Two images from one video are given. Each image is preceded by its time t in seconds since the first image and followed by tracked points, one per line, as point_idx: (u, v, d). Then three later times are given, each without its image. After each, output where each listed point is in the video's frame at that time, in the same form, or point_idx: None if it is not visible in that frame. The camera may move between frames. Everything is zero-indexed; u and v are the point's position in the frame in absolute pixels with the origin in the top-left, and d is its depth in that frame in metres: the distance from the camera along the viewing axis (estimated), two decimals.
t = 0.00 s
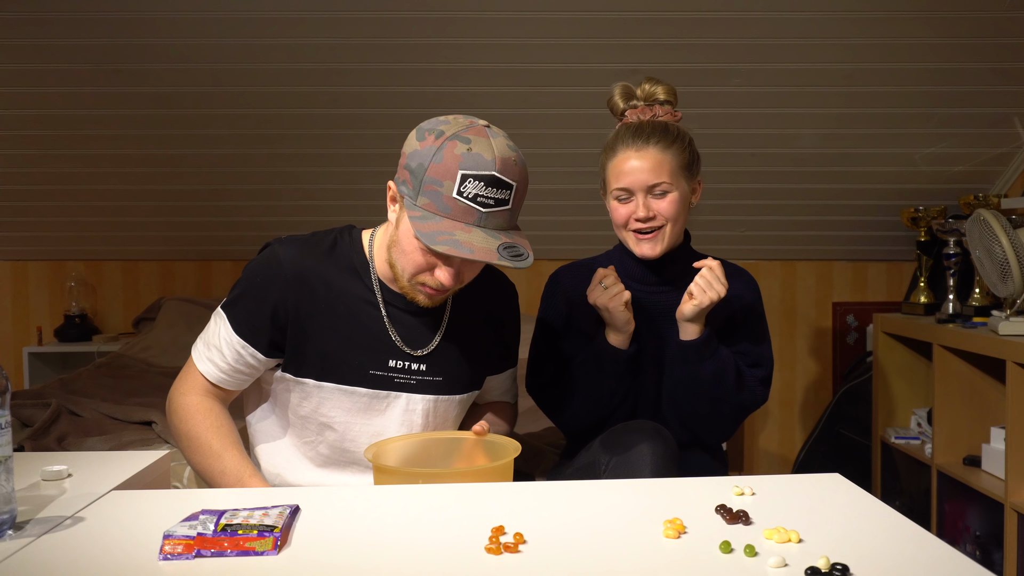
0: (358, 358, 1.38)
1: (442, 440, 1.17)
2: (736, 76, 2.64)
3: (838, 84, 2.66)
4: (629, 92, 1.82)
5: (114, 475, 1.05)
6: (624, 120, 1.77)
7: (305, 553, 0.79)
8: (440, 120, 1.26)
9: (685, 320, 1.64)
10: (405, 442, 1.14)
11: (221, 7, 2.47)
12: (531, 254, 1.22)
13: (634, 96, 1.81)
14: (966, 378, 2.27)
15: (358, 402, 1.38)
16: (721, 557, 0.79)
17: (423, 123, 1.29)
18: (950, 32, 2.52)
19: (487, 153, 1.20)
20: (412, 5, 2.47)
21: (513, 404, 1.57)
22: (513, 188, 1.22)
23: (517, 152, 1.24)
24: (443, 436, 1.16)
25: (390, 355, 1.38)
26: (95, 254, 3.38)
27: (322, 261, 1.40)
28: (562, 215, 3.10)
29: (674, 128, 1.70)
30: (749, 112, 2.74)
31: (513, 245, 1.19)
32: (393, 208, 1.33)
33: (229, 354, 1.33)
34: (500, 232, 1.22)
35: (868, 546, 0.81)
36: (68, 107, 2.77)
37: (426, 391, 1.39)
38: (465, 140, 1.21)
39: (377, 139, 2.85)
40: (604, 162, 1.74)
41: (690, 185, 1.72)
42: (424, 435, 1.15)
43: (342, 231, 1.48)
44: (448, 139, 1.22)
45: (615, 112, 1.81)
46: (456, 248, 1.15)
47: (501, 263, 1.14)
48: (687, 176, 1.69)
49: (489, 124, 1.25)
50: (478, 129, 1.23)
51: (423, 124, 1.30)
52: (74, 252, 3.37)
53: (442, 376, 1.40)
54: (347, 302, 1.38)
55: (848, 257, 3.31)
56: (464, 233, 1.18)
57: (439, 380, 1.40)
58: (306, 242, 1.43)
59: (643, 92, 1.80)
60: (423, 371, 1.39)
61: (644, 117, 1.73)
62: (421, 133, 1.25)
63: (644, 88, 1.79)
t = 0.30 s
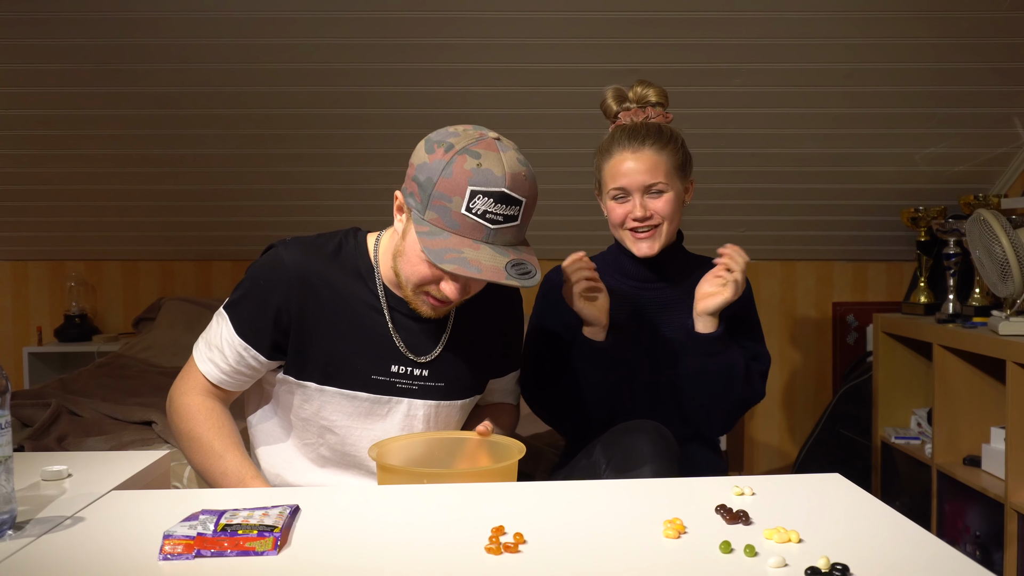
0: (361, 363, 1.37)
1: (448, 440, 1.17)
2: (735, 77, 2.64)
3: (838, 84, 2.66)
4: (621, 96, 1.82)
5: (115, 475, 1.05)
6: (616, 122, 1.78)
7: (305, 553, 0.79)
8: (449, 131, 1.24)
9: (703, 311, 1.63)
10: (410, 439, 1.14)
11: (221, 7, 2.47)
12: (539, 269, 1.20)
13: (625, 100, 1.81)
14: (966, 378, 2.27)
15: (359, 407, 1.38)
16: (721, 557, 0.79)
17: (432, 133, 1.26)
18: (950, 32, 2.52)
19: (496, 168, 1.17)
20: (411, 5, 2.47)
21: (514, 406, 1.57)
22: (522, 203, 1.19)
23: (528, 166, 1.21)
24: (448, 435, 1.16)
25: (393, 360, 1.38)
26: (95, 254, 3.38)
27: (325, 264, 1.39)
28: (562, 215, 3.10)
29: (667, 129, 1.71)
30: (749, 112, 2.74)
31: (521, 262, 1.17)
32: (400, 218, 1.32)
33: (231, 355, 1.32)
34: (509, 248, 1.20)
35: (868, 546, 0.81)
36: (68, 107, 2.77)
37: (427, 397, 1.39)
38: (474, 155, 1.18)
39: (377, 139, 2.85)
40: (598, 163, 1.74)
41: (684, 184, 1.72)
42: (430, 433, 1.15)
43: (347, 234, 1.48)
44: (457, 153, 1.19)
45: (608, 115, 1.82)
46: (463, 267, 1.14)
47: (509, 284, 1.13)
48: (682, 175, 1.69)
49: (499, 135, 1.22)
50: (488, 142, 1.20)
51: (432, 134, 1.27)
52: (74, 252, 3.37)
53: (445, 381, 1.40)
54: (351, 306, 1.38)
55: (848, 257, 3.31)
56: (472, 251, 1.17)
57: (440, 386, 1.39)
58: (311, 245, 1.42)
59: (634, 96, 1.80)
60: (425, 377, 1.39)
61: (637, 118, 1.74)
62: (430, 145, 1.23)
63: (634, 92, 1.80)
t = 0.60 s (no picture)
0: (365, 367, 1.38)
1: (451, 439, 1.17)
2: (735, 76, 2.64)
3: (838, 84, 2.66)
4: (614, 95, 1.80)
5: (115, 475, 1.05)
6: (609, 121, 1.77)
7: (305, 553, 0.79)
8: (462, 146, 1.21)
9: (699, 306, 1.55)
10: (413, 438, 1.14)
11: (221, 7, 2.47)
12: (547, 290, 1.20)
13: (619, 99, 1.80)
14: (966, 378, 2.27)
15: (362, 411, 1.38)
16: (721, 557, 0.79)
17: (443, 146, 1.23)
18: (949, 33, 2.52)
19: (509, 191, 1.15)
20: (411, 5, 2.47)
21: (518, 407, 1.56)
22: (533, 225, 1.18)
23: (540, 186, 1.19)
24: (450, 434, 1.16)
25: (397, 365, 1.38)
26: (95, 254, 3.38)
27: (330, 267, 1.39)
28: (562, 216, 3.10)
29: (659, 128, 1.72)
30: (749, 112, 2.74)
31: (530, 284, 1.17)
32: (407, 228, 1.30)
33: (233, 355, 1.31)
34: (517, 269, 1.19)
35: (867, 546, 0.81)
36: (68, 106, 2.77)
37: (431, 402, 1.39)
38: (487, 176, 1.16)
39: (378, 139, 2.84)
40: (592, 159, 1.74)
41: (676, 181, 1.73)
42: (432, 432, 1.15)
43: (353, 236, 1.47)
44: (470, 173, 1.16)
45: (601, 115, 1.80)
46: (472, 292, 1.13)
47: (517, 310, 1.13)
48: (675, 172, 1.71)
49: (512, 153, 1.20)
50: (501, 161, 1.18)
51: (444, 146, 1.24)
52: (74, 252, 3.37)
53: (448, 387, 1.40)
54: (356, 311, 1.38)
55: (847, 257, 3.31)
56: (481, 273, 1.16)
57: (444, 391, 1.40)
58: (316, 246, 1.41)
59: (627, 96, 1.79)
60: (429, 382, 1.39)
61: (631, 119, 1.73)
62: (442, 161, 1.20)
63: (628, 93, 1.78)
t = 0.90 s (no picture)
0: (367, 374, 1.38)
1: (456, 432, 1.17)
2: (735, 76, 2.64)
3: (838, 84, 2.66)
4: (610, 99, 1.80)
5: (115, 475, 1.05)
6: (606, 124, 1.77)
7: (305, 553, 0.79)
8: (473, 166, 1.17)
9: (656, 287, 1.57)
10: (418, 432, 1.14)
11: (221, 7, 2.47)
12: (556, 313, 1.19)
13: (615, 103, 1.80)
14: (966, 377, 2.27)
15: (364, 416, 1.39)
16: (721, 557, 0.79)
17: (452, 163, 1.20)
18: (950, 32, 2.52)
19: (520, 217, 1.12)
20: (411, 5, 2.47)
21: (523, 407, 1.56)
22: (544, 249, 1.15)
23: (552, 208, 1.16)
24: (457, 428, 1.16)
25: (399, 372, 1.38)
26: (94, 253, 3.38)
27: (335, 272, 1.37)
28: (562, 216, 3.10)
29: (657, 130, 1.73)
30: (749, 113, 2.74)
31: (539, 308, 1.15)
32: (414, 246, 1.28)
33: (235, 358, 1.31)
34: (526, 292, 1.17)
35: (867, 546, 0.81)
36: (68, 106, 2.77)
37: (433, 409, 1.39)
38: (499, 200, 1.13)
39: (378, 139, 2.84)
40: (591, 159, 1.74)
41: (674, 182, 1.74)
42: (437, 426, 1.15)
43: (360, 240, 1.46)
44: (481, 197, 1.13)
45: (599, 118, 1.80)
46: (481, 320, 1.11)
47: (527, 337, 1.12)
48: (672, 172, 1.72)
49: (524, 173, 1.16)
50: (513, 183, 1.14)
51: (453, 164, 1.20)
52: (74, 252, 3.37)
53: (451, 393, 1.40)
54: (360, 318, 1.37)
55: (848, 257, 3.31)
56: (490, 299, 1.13)
57: (446, 398, 1.40)
58: (322, 250, 1.40)
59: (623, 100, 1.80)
60: (431, 389, 1.39)
61: (629, 121, 1.73)
62: (452, 181, 1.17)
63: (625, 97, 1.78)
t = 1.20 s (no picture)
0: (369, 379, 1.38)
1: (461, 421, 1.17)
2: (736, 76, 2.64)
3: (839, 84, 2.66)
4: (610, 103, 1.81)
5: (115, 475, 1.05)
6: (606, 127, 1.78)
7: (305, 553, 0.79)
8: (477, 174, 1.17)
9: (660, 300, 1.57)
10: (422, 422, 1.14)
11: (220, 6, 2.47)
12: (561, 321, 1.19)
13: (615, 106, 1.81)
14: (965, 378, 2.27)
15: (365, 421, 1.40)
16: (721, 556, 0.79)
17: (455, 172, 1.19)
18: (950, 32, 2.52)
19: (525, 226, 1.12)
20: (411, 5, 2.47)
21: (526, 405, 1.55)
22: (548, 258, 1.15)
23: (556, 216, 1.16)
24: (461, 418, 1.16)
25: (401, 377, 1.39)
26: (94, 253, 3.38)
27: (337, 277, 1.36)
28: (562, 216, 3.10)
29: (657, 131, 1.73)
30: (749, 112, 2.74)
31: (544, 317, 1.16)
32: (417, 253, 1.28)
33: (235, 360, 1.32)
34: (530, 301, 1.17)
35: (867, 546, 0.81)
36: (68, 106, 2.77)
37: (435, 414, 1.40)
38: (503, 210, 1.13)
39: (377, 139, 2.84)
40: (592, 161, 1.74)
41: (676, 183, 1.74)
42: (441, 415, 1.15)
43: (363, 243, 1.44)
44: (486, 207, 1.13)
45: (598, 121, 1.80)
46: (486, 331, 1.11)
47: (532, 347, 1.13)
48: (675, 172, 1.72)
49: (528, 181, 1.16)
50: (517, 192, 1.14)
51: (456, 172, 1.20)
52: (74, 251, 3.37)
53: (453, 397, 1.41)
54: (362, 323, 1.37)
55: (848, 257, 3.31)
56: (495, 309, 1.13)
57: (448, 402, 1.40)
58: (325, 254, 1.39)
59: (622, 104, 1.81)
60: (433, 394, 1.40)
61: (628, 123, 1.74)
62: (456, 190, 1.16)
63: (624, 100, 1.78)
